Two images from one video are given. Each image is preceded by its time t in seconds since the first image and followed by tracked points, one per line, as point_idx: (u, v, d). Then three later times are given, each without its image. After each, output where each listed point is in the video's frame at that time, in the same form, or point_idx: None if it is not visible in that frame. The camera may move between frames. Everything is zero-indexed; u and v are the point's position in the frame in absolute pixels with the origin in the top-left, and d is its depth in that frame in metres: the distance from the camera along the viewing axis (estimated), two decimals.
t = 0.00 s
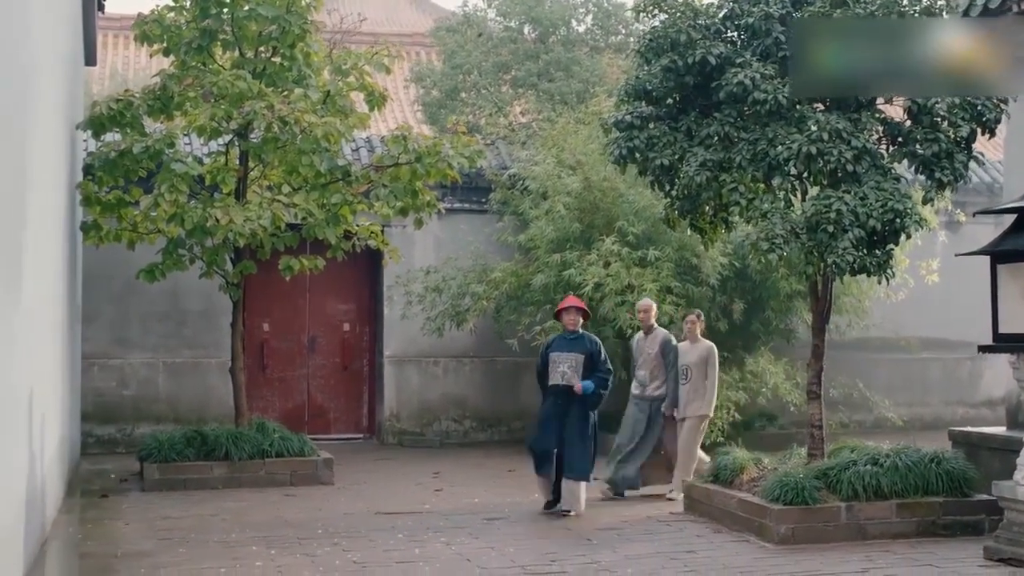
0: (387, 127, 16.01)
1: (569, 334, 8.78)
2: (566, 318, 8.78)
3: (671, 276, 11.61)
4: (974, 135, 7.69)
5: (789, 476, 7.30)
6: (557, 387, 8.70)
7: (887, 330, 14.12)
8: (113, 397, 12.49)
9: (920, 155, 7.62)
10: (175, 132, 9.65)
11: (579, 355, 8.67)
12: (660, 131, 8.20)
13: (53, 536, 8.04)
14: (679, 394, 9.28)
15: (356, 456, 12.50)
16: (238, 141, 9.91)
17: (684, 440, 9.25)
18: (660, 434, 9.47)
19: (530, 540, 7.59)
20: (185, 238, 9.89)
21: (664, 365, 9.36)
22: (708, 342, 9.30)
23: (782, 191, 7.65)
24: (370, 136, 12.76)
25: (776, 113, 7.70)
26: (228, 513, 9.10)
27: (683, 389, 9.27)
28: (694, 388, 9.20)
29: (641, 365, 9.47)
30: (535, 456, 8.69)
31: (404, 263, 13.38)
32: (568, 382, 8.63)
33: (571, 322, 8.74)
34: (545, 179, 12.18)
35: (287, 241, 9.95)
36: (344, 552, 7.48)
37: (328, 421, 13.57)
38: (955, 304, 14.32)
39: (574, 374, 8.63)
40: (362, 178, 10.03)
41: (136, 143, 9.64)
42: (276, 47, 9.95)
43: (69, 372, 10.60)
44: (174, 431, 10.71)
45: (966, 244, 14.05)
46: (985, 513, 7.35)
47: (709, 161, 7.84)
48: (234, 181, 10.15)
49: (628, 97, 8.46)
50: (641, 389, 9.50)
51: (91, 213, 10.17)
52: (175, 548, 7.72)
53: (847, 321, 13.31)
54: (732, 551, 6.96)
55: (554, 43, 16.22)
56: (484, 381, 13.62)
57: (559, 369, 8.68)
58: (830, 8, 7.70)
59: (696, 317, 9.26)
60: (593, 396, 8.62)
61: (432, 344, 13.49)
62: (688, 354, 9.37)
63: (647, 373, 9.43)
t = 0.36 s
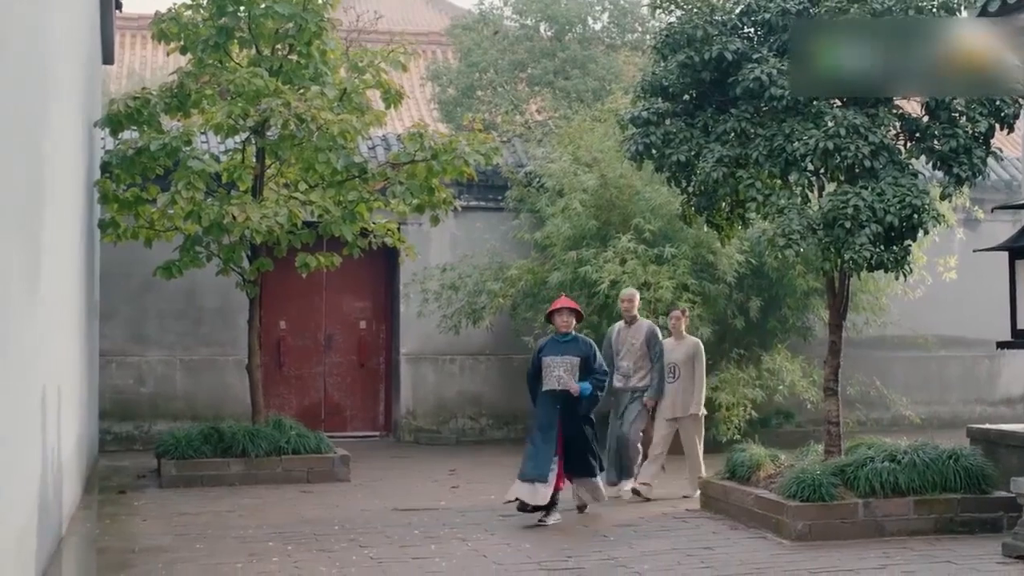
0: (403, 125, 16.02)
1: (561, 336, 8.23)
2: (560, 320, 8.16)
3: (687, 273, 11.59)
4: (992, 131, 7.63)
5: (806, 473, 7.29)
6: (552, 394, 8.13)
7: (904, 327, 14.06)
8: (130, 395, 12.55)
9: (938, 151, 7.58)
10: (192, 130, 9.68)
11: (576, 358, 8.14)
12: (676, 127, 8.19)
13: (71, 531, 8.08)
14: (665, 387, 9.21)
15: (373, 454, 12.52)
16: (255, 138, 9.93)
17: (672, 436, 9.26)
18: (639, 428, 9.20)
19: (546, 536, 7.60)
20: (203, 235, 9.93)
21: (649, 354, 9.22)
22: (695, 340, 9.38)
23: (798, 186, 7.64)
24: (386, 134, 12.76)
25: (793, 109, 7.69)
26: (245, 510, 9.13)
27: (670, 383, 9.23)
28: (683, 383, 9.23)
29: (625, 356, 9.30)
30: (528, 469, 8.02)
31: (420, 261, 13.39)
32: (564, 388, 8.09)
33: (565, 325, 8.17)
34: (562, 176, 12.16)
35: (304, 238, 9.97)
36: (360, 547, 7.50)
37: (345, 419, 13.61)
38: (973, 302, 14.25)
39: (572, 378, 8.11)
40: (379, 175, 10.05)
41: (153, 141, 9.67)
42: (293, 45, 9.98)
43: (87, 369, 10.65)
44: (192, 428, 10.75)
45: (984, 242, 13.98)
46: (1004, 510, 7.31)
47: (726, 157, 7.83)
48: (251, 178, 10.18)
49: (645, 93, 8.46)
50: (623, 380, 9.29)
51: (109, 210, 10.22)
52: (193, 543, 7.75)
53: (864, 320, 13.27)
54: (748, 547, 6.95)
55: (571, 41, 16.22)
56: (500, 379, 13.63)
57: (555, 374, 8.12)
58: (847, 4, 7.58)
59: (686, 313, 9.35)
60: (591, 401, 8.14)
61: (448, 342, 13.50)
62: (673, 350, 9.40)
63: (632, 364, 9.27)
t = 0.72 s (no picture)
0: (419, 122, 16.03)
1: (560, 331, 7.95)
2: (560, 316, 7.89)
3: (704, 271, 11.57)
4: (1011, 126, 7.58)
5: (823, 470, 7.26)
6: (551, 393, 7.90)
7: (922, 325, 13.98)
8: (148, 392, 12.60)
9: (956, 146, 7.53)
10: (208, 127, 9.72)
11: (577, 356, 7.88)
12: (692, 124, 8.17)
13: (90, 527, 8.12)
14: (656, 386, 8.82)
15: (389, 451, 12.54)
16: (271, 136, 9.95)
17: (661, 435, 8.91)
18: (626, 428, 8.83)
19: (562, 533, 7.59)
20: (220, 233, 9.96)
21: (640, 353, 8.81)
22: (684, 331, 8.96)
23: (815, 182, 7.60)
24: (402, 132, 12.75)
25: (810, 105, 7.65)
26: (262, 506, 9.16)
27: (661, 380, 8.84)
28: (672, 382, 8.84)
29: (614, 354, 8.88)
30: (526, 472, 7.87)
31: (437, 259, 13.39)
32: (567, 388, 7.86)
33: (564, 320, 7.87)
34: (578, 174, 12.14)
35: (321, 236, 9.99)
36: (376, 543, 7.52)
37: (361, 417, 13.64)
38: (991, 299, 14.17)
39: (572, 376, 7.86)
40: (395, 173, 10.06)
41: (171, 138, 9.71)
42: (309, 43, 10.01)
43: (105, 366, 10.70)
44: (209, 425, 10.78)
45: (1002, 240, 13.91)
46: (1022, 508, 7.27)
47: (743, 153, 7.80)
48: (268, 176, 10.20)
49: (661, 90, 8.44)
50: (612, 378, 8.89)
51: (127, 208, 10.26)
52: (210, 539, 7.79)
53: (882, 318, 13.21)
54: (766, 544, 6.93)
55: (587, 39, 16.21)
56: (517, 376, 13.63)
57: (555, 372, 7.89)
58: None
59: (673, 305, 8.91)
60: (592, 401, 7.88)
61: (465, 340, 13.50)
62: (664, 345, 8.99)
63: (621, 361, 8.85)
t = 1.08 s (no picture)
0: (435, 120, 16.04)
1: (564, 322, 7.65)
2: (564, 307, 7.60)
3: (720, 268, 11.55)
4: None
5: (839, 466, 7.24)
6: (553, 387, 7.53)
7: (939, 323, 13.92)
8: (164, 389, 12.65)
9: (973, 141, 7.50)
10: (224, 125, 9.76)
11: (581, 349, 7.55)
12: (708, 119, 8.15)
13: (107, 522, 8.17)
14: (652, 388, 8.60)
15: (405, 449, 12.56)
16: (287, 133, 9.96)
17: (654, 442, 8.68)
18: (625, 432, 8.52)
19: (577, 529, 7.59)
20: (236, 230, 9.99)
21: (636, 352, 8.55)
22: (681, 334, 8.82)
23: (832, 178, 7.58)
24: (417, 129, 12.75)
25: (826, 100, 7.62)
26: (278, 503, 9.18)
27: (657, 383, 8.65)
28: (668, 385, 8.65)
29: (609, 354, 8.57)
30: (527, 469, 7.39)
31: (452, 256, 13.39)
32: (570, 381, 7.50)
33: (568, 311, 7.58)
34: (593, 171, 12.13)
35: (337, 232, 10.00)
36: (391, 539, 7.52)
37: (376, 414, 13.66)
38: (1008, 296, 14.10)
39: (575, 370, 7.51)
40: (411, 169, 10.07)
41: (187, 135, 9.75)
42: (325, 40, 10.03)
43: (121, 362, 10.74)
44: (225, 422, 10.81)
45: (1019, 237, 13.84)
46: None
47: (758, 148, 7.78)
48: (283, 173, 10.22)
49: (677, 86, 8.42)
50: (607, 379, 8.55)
51: (143, 205, 10.30)
52: (225, 535, 7.81)
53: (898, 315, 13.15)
54: (781, 540, 6.91)
55: (602, 36, 16.20)
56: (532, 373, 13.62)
57: (557, 365, 7.54)
58: None
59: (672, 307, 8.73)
60: (596, 396, 7.52)
61: (480, 338, 13.51)
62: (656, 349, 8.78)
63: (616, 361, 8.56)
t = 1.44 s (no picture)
0: (449, 117, 16.04)
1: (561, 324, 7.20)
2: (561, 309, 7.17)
3: (734, 265, 11.52)
4: None
5: (855, 463, 7.22)
6: (553, 391, 7.10)
7: (956, 320, 13.84)
8: (179, 387, 12.69)
9: (990, 136, 7.46)
10: (239, 122, 9.79)
11: (581, 350, 7.15)
12: (722, 115, 8.13)
13: (122, 518, 8.20)
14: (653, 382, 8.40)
15: (420, 446, 12.57)
16: (302, 130, 9.98)
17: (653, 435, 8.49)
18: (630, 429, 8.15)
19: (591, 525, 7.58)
20: (251, 227, 10.00)
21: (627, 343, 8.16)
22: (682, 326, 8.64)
23: (847, 173, 7.55)
24: (431, 127, 12.75)
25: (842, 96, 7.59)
26: (293, 499, 9.20)
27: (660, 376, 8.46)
28: (671, 377, 8.48)
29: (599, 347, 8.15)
30: (527, 479, 6.92)
31: (466, 253, 13.38)
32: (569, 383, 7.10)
33: (564, 313, 7.12)
34: (608, 168, 12.11)
35: (351, 229, 10.01)
36: (406, 535, 7.53)
37: (391, 412, 13.67)
38: None
39: (576, 372, 7.11)
40: (425, 167, 10.09)
41: (202, 133, 9.78)
42: (339, 37, 10.04)
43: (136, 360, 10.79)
44: (240, 419, 10.83)
45: None
46: None
47: (773, 144, 7.75)
48: (298, 170, 10.23)
49: (691, 82, 8.40)
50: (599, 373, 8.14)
51: (158, 202, 10.34)
52: (240, 531, 7.83)
53: (914, 312, 13.10)
54: (796, 537, 6.89)
55: (616, 33, 16.18)
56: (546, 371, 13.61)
57: (556, 368, 7.12)
58: None
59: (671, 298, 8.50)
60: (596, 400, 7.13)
61: (495, 335, 13.50)
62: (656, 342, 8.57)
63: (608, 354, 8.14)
